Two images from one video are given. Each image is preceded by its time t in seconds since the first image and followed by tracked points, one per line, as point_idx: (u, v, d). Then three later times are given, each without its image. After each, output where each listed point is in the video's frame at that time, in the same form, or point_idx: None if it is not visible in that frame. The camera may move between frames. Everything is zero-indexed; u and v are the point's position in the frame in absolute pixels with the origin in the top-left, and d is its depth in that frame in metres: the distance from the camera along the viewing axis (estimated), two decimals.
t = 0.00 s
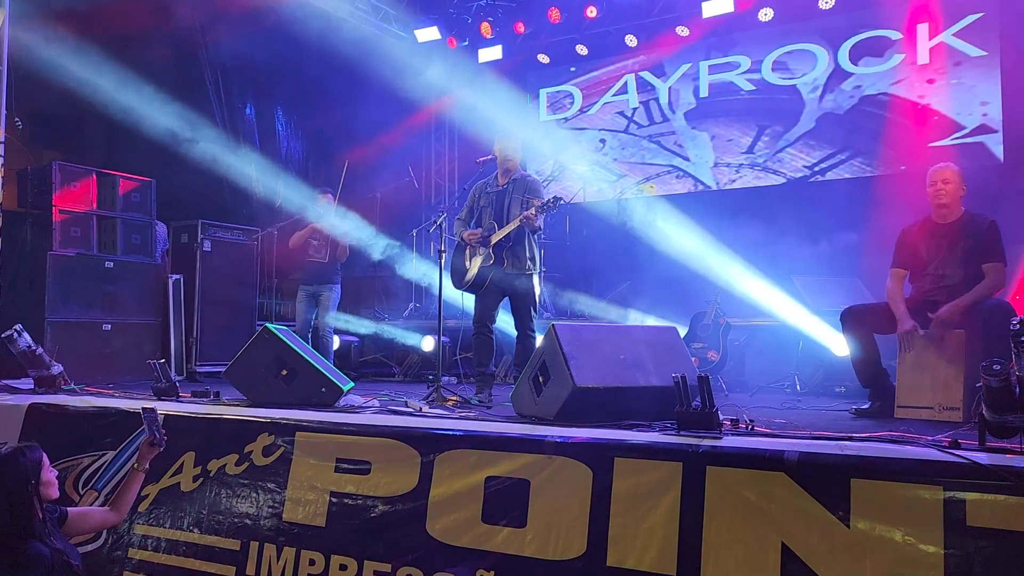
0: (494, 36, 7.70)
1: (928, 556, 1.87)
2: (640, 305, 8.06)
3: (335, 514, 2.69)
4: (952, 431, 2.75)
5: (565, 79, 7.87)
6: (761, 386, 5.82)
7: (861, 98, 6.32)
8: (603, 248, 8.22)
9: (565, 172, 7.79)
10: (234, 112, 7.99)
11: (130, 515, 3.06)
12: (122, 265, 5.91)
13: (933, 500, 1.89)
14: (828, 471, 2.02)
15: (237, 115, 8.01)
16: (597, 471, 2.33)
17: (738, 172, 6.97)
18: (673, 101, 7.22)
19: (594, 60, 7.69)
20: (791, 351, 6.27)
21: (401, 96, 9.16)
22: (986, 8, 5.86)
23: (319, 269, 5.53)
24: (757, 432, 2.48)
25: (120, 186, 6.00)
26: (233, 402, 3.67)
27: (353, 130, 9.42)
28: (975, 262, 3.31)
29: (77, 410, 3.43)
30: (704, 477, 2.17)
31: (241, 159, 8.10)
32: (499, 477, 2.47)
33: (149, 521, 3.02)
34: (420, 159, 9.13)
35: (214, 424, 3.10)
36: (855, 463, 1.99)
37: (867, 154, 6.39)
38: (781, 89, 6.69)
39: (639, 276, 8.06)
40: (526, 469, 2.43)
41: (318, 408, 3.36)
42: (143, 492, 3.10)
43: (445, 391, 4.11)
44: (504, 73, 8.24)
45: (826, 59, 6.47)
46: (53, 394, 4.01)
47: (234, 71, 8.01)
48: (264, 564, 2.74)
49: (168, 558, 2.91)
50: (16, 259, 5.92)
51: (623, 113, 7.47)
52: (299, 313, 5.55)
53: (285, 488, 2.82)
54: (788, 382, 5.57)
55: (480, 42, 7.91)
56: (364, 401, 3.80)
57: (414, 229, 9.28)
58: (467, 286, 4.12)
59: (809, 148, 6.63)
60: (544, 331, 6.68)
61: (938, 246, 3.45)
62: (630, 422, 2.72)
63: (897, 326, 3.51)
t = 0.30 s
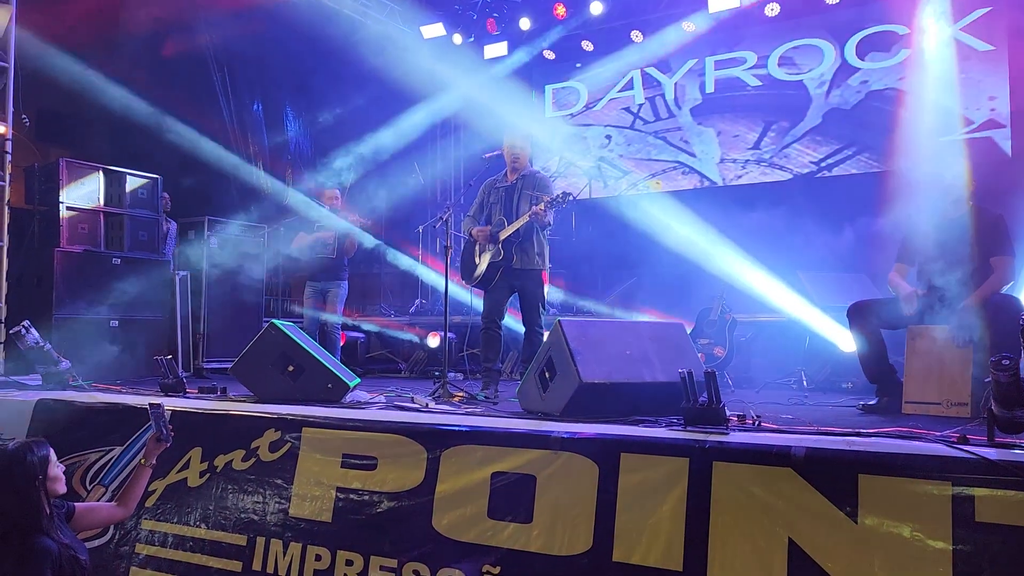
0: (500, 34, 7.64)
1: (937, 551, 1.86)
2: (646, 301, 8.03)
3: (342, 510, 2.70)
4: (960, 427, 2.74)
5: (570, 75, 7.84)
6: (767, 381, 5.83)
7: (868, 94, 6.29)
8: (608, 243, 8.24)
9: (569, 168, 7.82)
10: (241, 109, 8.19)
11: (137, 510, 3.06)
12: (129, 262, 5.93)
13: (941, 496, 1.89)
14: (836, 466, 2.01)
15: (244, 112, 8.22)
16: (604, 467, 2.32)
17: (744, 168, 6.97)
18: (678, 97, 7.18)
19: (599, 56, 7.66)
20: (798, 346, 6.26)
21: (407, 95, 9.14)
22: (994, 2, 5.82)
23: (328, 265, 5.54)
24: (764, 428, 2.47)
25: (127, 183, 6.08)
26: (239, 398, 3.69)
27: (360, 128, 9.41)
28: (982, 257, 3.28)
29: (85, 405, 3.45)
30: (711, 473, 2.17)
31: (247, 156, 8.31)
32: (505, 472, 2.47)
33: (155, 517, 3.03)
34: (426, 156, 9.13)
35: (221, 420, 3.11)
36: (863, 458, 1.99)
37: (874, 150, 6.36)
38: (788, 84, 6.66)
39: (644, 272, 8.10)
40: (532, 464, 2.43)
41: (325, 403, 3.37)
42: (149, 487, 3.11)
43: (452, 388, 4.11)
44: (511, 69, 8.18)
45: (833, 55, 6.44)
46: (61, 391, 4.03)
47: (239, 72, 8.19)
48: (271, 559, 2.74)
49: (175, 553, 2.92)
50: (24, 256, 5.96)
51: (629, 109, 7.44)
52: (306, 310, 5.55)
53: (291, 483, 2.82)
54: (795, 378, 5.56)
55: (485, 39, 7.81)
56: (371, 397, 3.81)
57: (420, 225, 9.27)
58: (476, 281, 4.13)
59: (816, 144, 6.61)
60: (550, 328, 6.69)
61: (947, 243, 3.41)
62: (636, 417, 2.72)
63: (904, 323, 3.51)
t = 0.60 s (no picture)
0: (505, 31, 7.67)
1: (945, 549, 1.85)
2: (650, 299, 8.00)
3: (347, 508, 2.69)
4: (967, 425, 2.72)
5: (574, 72, 7.83)
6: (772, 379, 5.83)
7: (872, 91, 6.29)
8: (613, 241, 8.22)
9: (574, 166, 7.75)
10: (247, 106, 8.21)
11: (142, 508, 3.06)
12: (133, 259, 5.94)
13: (948, 494, 1.88)
14: (843, 464, 2.00)
15: (249, 105, 8.21)
16: (609, 465, 2.32)
17: (748, 166, 6.93)
18: (682, 94, 7.17)
19: (603, 54, 7.66)
20: (803, 344, 6.24)
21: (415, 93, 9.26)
22: None
23: (333, 263, 5.53)
24: (770, 426, 2.46)
25: (131, 181, 6.06)
26: (244, 396, 3.68)
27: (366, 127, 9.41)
28: (988, 254, 3.25)
29: (89, 403, 3.44)
30: (717, 470, 2.16)
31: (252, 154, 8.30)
32: (510, 470, 2.47)
33: (160, 514, 3.03)
34: (430, 154, 9.12)
35: (226, 418, 3.11)
36: (870, 457, 1.98)
37: (879, 147, 6.36)
38: (792, 82, 6.65)
39: (650, 270, 8.02)
40: (538, 462, 2.42)
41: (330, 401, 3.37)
42: (154, 484, 3.11)
43: (456, 385, 4.10)
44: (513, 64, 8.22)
45: (838, 52, 6.43)
46: (66, 388, 4.03)
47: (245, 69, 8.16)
48: (275, 557, 2.74)
49: (180, 550, 2.92)
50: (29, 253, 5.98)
51: (633, 106, 7.43)
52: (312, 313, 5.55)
53: (296, 481, 2.82)
54: (800, 375, 5.54)
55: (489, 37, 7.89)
56: (376, 395, 3.80)
57: (424, 222, 9.27)
58: (482, 277, 4.14)
59: (821, 141, 6.60)
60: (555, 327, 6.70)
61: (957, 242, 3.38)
62: (641, 416, 2.71)
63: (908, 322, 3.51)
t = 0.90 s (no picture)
0: (506, 29, 7.60)
1: (951, 549, 1.84)
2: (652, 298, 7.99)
3: (350, 507, 2.69)
4: (973, 425, 2.71)
5: (577, 71, 7.84)
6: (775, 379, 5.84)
7: (876, 90, 6.27)
8: (616, 240, 8.23)
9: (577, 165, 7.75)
10: (250, 105, 8.12)
11: (144, 507, 3.06)
12: (136, 259, 5.93)
13: (955, 495, 1.87)
14: (848, 464, 1.99)
15: (254, 102, 8.14)
16: (613, 465, 2.31)
17: (751, 165, 6.94)
18: (685, 93, 7.16)
19: (606, 53, 7.65)
20: (806, 343, 6.23)
21: (416, 87, 9.01)
22: None
23: (337, 263, 5.55)
24: (775, 425, 2.45)
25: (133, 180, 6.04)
26: (246, 395, 3.68)
27: (369, 125, 9.41)
28: (992, 254, 3.24)
29: (91, 402, 3.43)
30: (721, 471, 2.15)
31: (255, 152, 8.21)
32: (513, 469, 2.46)
33: (163, 514, 3.02)
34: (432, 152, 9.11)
35: (228, 417, 3.10)
36: (876, 457, 1.97)
37: (882, 147, 6.36)
38: (795, 81, 6.65)
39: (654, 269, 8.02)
40: (541, 461, 2.41)
41: (333, 400, 3.37)
42: (157, 484, 3.10)
43: (459, 385, 4.09)
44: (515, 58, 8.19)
45: (842, 50, 6.41)
46: (68, 388, 4.02)
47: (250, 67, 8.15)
48: (278, 557, 2.74)
49: (182, 550, 2.92)
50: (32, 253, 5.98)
51: (636, 105, 7.42)
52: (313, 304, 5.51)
53: (299, 480, 2.82)
54: (804, 374, 5.53)
55: (492, 35, 7.79)
56: (379, 395, 3.79)
57: (426, 221, 9.26)
58: (486, 276, 4.10)
59: (824, 140, 6.60)
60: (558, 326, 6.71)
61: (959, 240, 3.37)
62: (645, 415, 2.70)
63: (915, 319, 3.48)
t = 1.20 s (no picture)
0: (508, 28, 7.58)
1: (954, 550, 1.84)
2: (654, 297, 8.00)
3: (352, 508, 2.69)
4: (977, 425, 2.69)
5: (579, 70, 7.83)
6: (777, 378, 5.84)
7: (878, 90, 6.26)
8: (617, 239, 8.24)
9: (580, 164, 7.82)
10: (252, 106, 8.14)
11: (146, 507, 3.06)
12: (138, 259, 5.93)
13: (959, 495, 1.87)
14: (851, 464, 1.99)
15: (255, 104, 8.14)
16: (617, 465, 2.31)
17: (754, 164, 7.05)
18: (687, 93, 7.16)
19: (608, 52, 7.63)
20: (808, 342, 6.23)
21: (416, 85, 8.91)
22: None
23: (338, 262, 5.54)
24: (778, 425, 2.46)
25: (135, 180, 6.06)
26: (250, 395, 3.68)
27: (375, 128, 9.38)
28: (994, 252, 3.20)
29: (94, 402, 3.43)
30: (725, 471, 2.15)
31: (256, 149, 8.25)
32: (516, 469, 2.47)
33: (165, 514, 3.02)
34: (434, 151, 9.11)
35: (231, 417, 3.10)
36: (879, 457, 1.97)
37: (884, 147, 6.43)
38: (797, 80, 6.63)
39: (654, 268, 8.05)
40: (545, 461, 2.42)
41: (336, 400, 3.36)
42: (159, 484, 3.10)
43: (462, 385, 4.09)
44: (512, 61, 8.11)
45: (843, 49, 6.37)
46: (71, 387, 4.03)
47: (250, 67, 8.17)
48: (281, 557, 2.73)
49: (185, 550, 2.91)
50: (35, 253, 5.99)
51: (637, 105, 7.42)
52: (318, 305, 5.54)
53: (302, 480, 2.82)
54: (806, 374, 5.53)
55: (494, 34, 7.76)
56: (381, 394, 3.79)
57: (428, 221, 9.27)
58: (489, 275, 4.12)
59: (826, 140, 6.65)
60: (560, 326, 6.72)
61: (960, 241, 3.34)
62: (648, 416, 2.70)
63: (918, 318, 3.46)
